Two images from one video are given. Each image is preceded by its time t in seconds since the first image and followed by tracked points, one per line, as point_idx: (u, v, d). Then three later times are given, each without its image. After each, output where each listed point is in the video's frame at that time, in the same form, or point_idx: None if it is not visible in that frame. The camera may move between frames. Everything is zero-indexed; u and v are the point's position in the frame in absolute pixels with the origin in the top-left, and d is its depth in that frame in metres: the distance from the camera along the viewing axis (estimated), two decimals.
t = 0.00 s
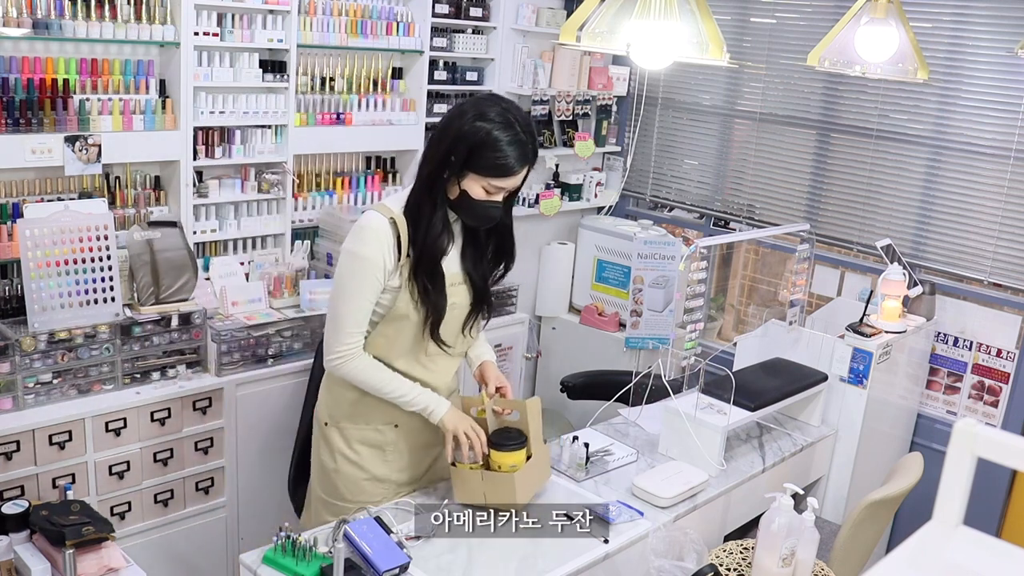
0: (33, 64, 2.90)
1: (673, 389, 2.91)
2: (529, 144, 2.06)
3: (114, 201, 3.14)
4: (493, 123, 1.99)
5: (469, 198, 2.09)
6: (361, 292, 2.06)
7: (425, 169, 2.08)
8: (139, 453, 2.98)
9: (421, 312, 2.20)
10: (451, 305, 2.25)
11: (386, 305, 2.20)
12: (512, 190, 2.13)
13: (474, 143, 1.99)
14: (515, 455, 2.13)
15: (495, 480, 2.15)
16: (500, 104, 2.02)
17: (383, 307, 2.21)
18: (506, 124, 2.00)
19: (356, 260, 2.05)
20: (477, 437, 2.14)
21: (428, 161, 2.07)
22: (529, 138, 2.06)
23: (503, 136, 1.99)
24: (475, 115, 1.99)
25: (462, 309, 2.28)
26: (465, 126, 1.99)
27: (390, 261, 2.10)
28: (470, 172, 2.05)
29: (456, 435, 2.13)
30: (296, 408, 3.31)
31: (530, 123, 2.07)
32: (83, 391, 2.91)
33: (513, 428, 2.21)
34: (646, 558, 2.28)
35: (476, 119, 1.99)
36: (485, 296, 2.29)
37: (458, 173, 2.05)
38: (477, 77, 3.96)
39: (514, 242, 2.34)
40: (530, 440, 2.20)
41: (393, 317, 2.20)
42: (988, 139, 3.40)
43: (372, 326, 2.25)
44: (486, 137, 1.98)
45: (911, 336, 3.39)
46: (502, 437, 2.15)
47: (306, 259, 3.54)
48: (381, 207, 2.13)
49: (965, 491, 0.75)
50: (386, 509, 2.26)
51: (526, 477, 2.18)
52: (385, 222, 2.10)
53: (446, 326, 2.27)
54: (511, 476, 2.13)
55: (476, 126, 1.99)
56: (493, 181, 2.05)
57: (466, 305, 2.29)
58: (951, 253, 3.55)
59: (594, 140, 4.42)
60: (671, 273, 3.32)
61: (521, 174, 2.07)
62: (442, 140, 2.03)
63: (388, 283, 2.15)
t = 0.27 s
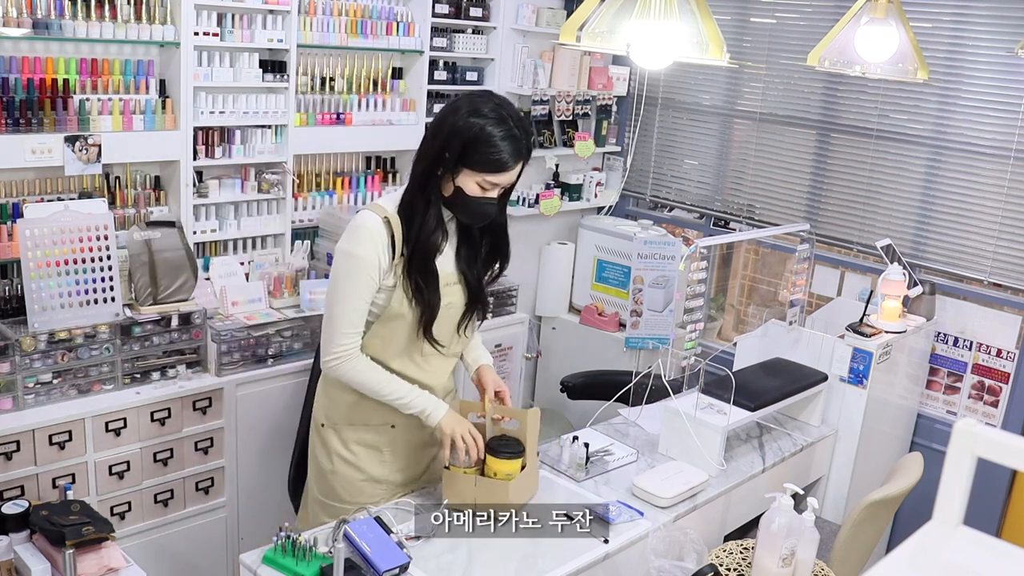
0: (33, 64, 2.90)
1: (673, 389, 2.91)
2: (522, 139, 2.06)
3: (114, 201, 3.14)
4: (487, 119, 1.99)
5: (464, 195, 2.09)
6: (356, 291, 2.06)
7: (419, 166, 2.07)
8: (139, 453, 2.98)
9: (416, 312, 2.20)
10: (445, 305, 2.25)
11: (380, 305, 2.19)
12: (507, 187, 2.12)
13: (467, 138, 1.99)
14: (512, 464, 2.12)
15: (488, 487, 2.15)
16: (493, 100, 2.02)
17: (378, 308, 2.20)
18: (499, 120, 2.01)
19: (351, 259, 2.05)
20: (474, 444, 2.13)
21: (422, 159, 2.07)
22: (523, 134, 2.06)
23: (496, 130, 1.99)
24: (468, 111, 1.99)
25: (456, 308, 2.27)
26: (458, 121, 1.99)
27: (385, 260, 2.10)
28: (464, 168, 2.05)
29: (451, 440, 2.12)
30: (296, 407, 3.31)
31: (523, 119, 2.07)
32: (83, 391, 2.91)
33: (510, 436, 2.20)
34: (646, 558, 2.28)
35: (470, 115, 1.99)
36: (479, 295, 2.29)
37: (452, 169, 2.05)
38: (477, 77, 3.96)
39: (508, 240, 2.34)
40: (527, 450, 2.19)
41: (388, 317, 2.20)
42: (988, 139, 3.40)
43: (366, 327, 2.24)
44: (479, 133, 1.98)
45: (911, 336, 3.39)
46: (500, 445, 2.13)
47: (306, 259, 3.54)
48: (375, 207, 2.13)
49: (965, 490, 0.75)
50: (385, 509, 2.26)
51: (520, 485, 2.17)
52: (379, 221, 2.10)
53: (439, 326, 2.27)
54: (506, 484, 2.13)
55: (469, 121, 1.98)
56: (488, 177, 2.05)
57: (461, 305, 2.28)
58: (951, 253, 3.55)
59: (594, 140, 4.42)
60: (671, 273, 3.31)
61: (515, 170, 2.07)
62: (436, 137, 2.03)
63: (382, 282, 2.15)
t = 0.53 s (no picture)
0: (33, 64, 2.90)
1: (673, 389, 2.91)
2: (524, 139, 2.06)
3: (114, 201, 3.14)
4: (490, 118, 2.00)
5: (466, 195, 2.09)
6: (347, 286, 2.05)
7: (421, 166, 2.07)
8: (139, 453, 2.98)
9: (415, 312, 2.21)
10: (446, 306, 2.25)
11: (380, 305, 2.19)
12: (509, 187, 2.13)
13: (470, 137, 1.99)
14: (504, 472, 2.11)
15: (482, 493, 2.13)
16: (495, 100, 2.03)
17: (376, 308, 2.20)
18: (502, 119, 2.01)
19: (348, 256, 2.05)
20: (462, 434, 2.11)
21: (424, 159, 2.07)
22: (524, 134, 2.07)
23: (499, 129, 2.00)
24: (471, 111, 2.00)
25: (457, 309, 2.28)
26: (461, 121, 1.99)
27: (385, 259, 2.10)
28: (466, 168, 2.05)
29: (440, 427, 2.11)
30: (296, 407, 3.31)
31: (525, 119, 2.08)
32: (83, 391, 2.91)
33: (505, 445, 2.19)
34: (646, 558, 2.29)
35: (472, 114, 1.99)
36: (480, 295, 2.29)
37: (454, 169, 2.05)
38: (477, 77, 3.96)
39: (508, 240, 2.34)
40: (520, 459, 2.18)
41: (387, 317, 2.20)
42: (988, 139, 3.40)
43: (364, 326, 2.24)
44: (482, 132, 1.99)
45: (911, 336, 3.39)
46: (493, 453, 2.12)
47: (306, 259, 3.54)
48: (376, 206, 2.13)
49: (965, 490, 0.75)
50: (385, 509, 2.26)
51: (512, 493, 2.16)
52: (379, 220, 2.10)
53: (439, 326, 2.27)
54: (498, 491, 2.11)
55: (472, 120, 1.99)
56: (490, 177, 2.05)
57: (461, 306, 2.28)
58: (951, 253, 3.55)
59: (594, 140, 4.42)
60: (671, 273, 3.32)
61: (517, 170, 2.08)
62: (439, 137, 2.03)
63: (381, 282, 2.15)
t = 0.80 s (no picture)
0: (33, 64, 2.90)
1: (673, 389, 2.91)
2: (534, 139, 2.06)
3: (114, 201, 3.14)
4: (499, 120, 2.00)
5: (476, 196, 2.07)
6: (339, 269, 2.03)
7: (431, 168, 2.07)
8: (139, 453, 2.98)
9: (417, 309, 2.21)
10: (452, 307, 2.25)
11: (383, 305, 2.18)
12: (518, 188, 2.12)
13: (480, 139, 1.99)
14: (505, 472, 2.10)
15: (482, 493, 2.12)
16: (505, 101, 2.03)
17: (376, 306, 2.19)
18: (511, 121, 2.01)
19: (348, 246, 2.04)
20: (454, 394, 2.03)
21: (433, 161, 2.06)
22: (534, 135, 2.07)
23: (510, 131, 2.00)
24: (480, 113, 2.00)
25: (463, 310, 2.28)
26: (471, 123, 1.99)
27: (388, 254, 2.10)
28: (477, 170, 2.04)
29: (431, 387, 2.02)
30: (296, 407, 3.31)
31: (534, 120, 2.07)
32: (83, 391, 2.91)
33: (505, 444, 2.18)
34: (646, 558, 2.28)
35: (482, 115, 1.99)
36: (488, 295, 2.29)
37: (465, 171, 2.04)
38: (477, 77, 3.95)
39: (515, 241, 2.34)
40: (519, 458, 2.18)
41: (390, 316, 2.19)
42: (988, 139, 3.40)
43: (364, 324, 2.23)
44: (492, 133, 1.99)
45: (911, 336, 3.39)
46: (493, 453, 2.11)
47: (305, 259, 3.54)
48: (382, 205, 2.13)
49: (965, 490, 0.75)
50: (386, 509, 2.26)
51: (513, 492, 2.15)
52: (382, 215, 2.10)
53: (444, 328, 2.27)
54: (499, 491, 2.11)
55: (482, 122, 1.99)
56: (500, 178, 2.05)
57: (467, 306, 2.28)
58: (951, 253, 3.55)
59: (594, 140, 4.42)
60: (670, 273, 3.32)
61: (527, 172, 2.07)
62: (448, 140, 2.02)
63: (383, 280, 2.14)
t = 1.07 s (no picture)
0: (33, 64, 2.90)
1: (673, 389, 2.91)
2: (545, 142, 2.06)
3: (114, 201, 3.14)
4: (511, 122, 2.00)
5: (487, 198, 2.08)
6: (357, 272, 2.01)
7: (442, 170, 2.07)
8: (139, 453, 2.98)
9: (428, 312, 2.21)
10: (460, 309, 2.26)
11: (393, 307, 2.18)
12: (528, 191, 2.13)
13: (492, 141, 2.00)
14: (506, 471, 2.09)
15: (482, 493, 2.11)
16: (516, 104, 2.03)
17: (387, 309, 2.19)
18: (522, 124, 2.01)
19: (364, 248, 2.03)
20: (485, 396, 1.98)
21: (444, 162, 2.06)
22: (545, 138, 2.07)
23: (521, 134, 2.00)
24: (491, 115, 2.00)
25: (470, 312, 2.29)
26: (483, 125, 1.99)
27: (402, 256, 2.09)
28: (487, 173, 2.05)
29: (462, 388, 1.97)
30: (296, 407, 3.31)
31: (546, 124, 2.08)
32: (83, 391, 2.91)
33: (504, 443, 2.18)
34: (646, 558, 2.28)
35: (494, 118, 1.99)
36: (496, 296, 2.30)
37: (475, 173, 2.04)
38: (477, 77, 3.95)
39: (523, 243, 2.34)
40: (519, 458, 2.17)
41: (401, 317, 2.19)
42: (988, 139, 3.40)
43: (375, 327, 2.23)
44: (504, 136, 1.99)
45: (911, 336, 3.39)
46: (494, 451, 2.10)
47: (305, 259, 3.54)
48: (392, 206, 2.12)
49: (965, 491, 0.75)
50: (386, 509, 2.26)
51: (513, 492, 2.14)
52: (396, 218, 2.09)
53: (453, 330, 2.28)
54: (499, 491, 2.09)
55: (494, 124, 1.99)
56: (511, 181, 2.05)
57: (474, 309, 2.30)
58: (951, 253, 3.55)
59: (594, 140, 4.42)
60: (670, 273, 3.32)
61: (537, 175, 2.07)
62: (460, 141, 2.02)
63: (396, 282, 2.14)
